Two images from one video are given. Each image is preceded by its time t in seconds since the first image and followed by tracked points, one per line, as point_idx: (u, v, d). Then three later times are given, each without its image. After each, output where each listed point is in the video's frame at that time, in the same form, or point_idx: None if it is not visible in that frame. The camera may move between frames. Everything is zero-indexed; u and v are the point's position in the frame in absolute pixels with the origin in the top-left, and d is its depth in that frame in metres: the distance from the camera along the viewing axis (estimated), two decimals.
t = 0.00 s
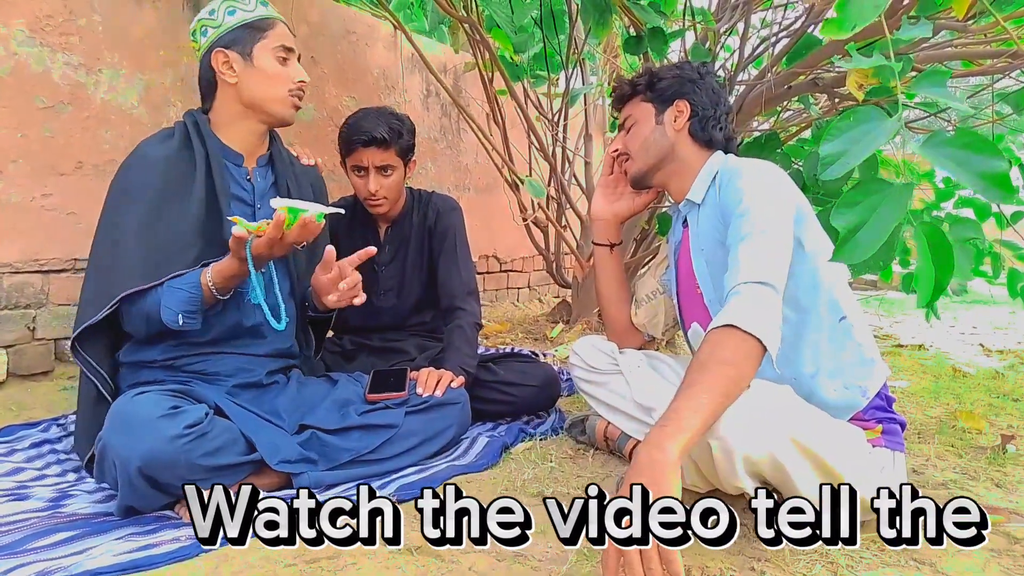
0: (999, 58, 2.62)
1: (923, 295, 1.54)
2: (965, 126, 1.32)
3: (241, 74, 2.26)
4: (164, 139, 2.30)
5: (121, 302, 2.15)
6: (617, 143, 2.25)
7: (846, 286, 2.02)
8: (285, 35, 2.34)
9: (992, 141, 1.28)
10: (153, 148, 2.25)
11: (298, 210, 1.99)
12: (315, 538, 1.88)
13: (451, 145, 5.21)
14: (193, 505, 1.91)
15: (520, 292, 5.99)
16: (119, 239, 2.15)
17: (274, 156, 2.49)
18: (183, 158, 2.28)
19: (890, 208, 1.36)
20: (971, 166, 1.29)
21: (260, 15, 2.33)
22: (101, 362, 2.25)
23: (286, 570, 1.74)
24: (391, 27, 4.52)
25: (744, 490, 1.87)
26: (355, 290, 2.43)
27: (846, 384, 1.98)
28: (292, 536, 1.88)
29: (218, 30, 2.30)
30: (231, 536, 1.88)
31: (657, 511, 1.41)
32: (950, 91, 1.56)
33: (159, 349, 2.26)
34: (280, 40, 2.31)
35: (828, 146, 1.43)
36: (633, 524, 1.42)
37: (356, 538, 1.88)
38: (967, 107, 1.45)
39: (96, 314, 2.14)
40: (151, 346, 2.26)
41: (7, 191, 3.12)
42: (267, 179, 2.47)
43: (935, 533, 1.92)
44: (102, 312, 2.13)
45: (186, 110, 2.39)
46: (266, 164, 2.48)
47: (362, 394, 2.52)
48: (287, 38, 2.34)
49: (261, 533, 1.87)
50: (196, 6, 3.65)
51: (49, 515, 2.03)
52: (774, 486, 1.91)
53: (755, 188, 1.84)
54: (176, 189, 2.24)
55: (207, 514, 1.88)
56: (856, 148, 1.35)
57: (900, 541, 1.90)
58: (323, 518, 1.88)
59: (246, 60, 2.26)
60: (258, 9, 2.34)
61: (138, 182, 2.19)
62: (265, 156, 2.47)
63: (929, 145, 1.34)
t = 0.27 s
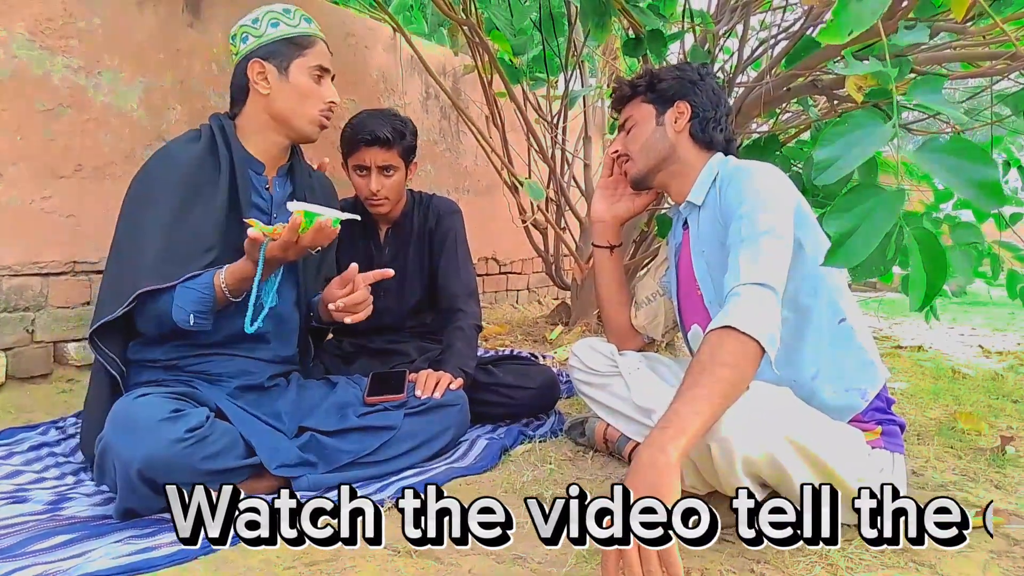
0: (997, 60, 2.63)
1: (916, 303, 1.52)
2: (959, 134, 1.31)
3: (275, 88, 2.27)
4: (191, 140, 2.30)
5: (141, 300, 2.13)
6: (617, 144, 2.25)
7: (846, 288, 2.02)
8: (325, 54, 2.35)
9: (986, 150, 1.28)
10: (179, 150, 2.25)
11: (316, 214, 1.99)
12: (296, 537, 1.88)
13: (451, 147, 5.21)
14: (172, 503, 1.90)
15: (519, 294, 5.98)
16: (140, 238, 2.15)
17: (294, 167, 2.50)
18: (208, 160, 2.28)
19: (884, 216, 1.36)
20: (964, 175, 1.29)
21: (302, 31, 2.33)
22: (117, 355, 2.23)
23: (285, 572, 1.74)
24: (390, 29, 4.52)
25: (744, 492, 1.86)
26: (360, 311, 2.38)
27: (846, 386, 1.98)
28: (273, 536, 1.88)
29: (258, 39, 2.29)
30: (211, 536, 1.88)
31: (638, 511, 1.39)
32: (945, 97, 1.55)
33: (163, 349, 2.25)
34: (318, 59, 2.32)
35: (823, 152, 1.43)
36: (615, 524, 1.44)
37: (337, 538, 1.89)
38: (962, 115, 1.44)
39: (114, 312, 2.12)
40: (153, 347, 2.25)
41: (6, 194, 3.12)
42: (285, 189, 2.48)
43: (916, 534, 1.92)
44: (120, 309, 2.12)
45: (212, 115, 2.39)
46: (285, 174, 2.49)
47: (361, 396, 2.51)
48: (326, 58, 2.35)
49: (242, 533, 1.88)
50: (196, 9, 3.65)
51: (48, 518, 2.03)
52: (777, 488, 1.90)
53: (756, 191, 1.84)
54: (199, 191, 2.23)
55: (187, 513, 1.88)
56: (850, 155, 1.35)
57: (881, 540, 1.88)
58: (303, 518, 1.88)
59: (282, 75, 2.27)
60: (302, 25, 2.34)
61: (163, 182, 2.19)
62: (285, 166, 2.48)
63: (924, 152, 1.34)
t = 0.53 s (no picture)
0: (1004, 53, 2.61)
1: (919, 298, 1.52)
2: (965, 129, 1.30)
3: (305, 90, 2.28)
4: (221, 134, 2.30)
5: (164, 292, 2.13)
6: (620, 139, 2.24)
7: (851, 282, 2.01)
8: (357, 61, 2.35)
9: (991, 146, 1.27)
10: (210, 142, 2.25)
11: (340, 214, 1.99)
12: (277, 537, 1.86)
13: (455, 142, 5.21)
14: (155, 505, 1.88)
15: (523, 289, 5.98)
16: (163, 228, 2.15)
17: (318, 171, 2.50)
18: (236, 154, 2.28)
19: (890, 211, 1.35)
20: (969, 170, 1.28)
21: (337, 36, 2.33)
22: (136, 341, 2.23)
23: (290, 566, 1.75)
24: (394, 24, 4.51)
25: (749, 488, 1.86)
26: (375, 317, 2.39)
27: (852, 380, 1.97)
28: (255, 536, 1.85)
29: (293, 41, 2.30)
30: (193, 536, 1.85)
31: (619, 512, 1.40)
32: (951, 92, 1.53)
33: (174, 340, 2.26)
34: (350, 66, 2.33)
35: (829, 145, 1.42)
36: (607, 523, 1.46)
37: (319, 538, 1.87)
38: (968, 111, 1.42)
39: (143, 301, 2.12)
40: (163, 337, 2.26)
41: (11, 190, 3.13)
42: (308, 191, 2.48)
43: (899, 534, 1.88)
44: (146, 300, 2.12)
45: (243, 111, 2.39)
46: (309, 177, 2.49)
47: (365, 391, 2.52)
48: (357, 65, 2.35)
49: (223, 533, 1.85)
50: (199, 4, 3.65)
51: (54, 511, 2.04)
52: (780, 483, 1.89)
53: (760, 186, 1.83)
54: (225, 185, 2.22)
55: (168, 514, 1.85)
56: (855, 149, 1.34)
57: (863, 541, 1.87)
58: (285, 517, 1.86)
59: (314, 77, 2.28)
60: (337, 30, 2.34)
61: (190, 173, 2.19)
62: (309, 168, 2.49)
63: (929, 146, 1.33)
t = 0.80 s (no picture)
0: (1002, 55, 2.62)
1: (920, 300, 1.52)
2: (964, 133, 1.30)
3: (329, 99, 2.27)
4: (243, 137, 2.29)
5: (177, 292, 2.14)
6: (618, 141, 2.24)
7: (847, 284, 2.02)
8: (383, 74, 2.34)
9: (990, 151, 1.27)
10: (231, 145, 2.24)
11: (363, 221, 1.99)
12: (261, 537, 1.86)
13: (454, 143, 5.21)
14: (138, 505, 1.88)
15: (522, 290, 5.98)
16: (179, 228, 2.14)
17: (335, 181, 2.51)
18: (258, 158, 2.26)
19: (893, 215, 1.36)
20: (969, 175, 1.29)
21: (365, 48, 2.32)
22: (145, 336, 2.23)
23: (288, 567, 1.75)
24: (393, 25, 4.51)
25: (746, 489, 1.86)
26: (386, 326, 2.43)
27: (850, 381, 1.98)
28: (238, 536, 1.86)
29: (321, 50, 2.29)
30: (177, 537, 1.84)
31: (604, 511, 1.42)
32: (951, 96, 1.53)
33: (177, 339, 2.25)
34: (376, 79, 2.31)
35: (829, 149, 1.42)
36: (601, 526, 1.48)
37: (303, 538, 1.87)
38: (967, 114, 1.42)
39: (156, 299, 2.13)
40: (167, 335, 2.26)
41: (9, 190, 3.13)
42: (324, 200, 2.49)
43: (882, 533, 1.88)
44: (161, 299, 2.12)
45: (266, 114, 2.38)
46: (326, 185, 2.50)
47: (364, 392, 2.51)
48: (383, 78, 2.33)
49: (208, 533, 1.87)
50: (198, 5, 3.65)
51: (52, 512, 2.04)
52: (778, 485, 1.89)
53: (758, 187, 1.84)
54: (244, 188, 2.21)
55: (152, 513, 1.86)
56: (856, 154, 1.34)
57: (847, 541, 1.89)
58: (268, 518, 1.86)
59: (339, 88, 2.26)
60: (365, 43, 2.33)
61: (208, 174, 2.18)
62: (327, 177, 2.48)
63: (929, 150, 1.33)
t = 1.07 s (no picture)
0: (1003, 52, 2.61)
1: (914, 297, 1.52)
2: (963, 132, 1.31)
3: (348, 106, 2.27)
4: (260, 140, 2.29)
5: (191, 292, 2.13)
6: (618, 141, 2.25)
7: (848, 281, 2.01)
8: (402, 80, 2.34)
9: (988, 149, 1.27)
10: (248, 147, 2.25)
11: (382, 231, 1.99)
12: (245, 537, 1.86)
13: (454, 142, 5.21)
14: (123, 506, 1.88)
15: (523, 289, 5.98)
16: (193, 230, 2.14)
17: (348, 184, 2.50)
18: (274, 162, 2.27)
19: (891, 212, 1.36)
20: (967, 173, 1.29)
21: (385, 55, 2.32)
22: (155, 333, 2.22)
23: (289, 565, 1.75)
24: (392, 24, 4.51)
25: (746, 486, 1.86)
26: (399, 324, 2.45)
27: (850, 379, 1.98)
28: (223, 536, 1.87)
29: (341, 56, 2.29)
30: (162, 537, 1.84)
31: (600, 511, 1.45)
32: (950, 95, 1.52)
33: (183, 339, 2.26)
34: (394, 86, 2.31)
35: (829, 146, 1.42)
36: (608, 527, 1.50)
37: (288, 538, 1.86)
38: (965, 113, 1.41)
39: (169, 299, 2.11)
40: (174, 334, 2.26)
41: (9, 189, 3.13)
42: (336, 204, 2.49)
43: (866, 533, 1.87)
44: (173, 299, 2.11)
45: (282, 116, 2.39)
46: (338, 189, 2.49)
47: (365, 392, 2.51)
48: (401, 84, 2.33)
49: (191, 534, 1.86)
50: (198, 4, 3.65)
51: (52, 512, 2.03)
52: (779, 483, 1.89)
53: (759, 186, 1.83)
54: (261, 193, 2.22)
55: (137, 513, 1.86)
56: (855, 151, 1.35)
57: (831, 540, 1.85)
58: (253, 517, 1.87)
59: (358, 94, 2.27)
60: (385, 49, 2.33)
61: (223, 175, 2.18)
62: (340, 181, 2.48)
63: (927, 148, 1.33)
